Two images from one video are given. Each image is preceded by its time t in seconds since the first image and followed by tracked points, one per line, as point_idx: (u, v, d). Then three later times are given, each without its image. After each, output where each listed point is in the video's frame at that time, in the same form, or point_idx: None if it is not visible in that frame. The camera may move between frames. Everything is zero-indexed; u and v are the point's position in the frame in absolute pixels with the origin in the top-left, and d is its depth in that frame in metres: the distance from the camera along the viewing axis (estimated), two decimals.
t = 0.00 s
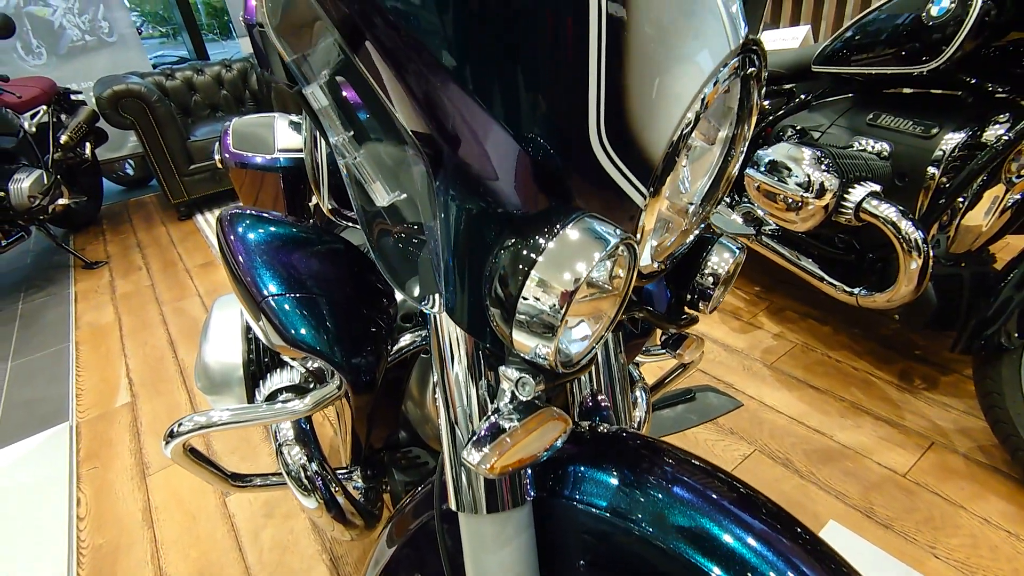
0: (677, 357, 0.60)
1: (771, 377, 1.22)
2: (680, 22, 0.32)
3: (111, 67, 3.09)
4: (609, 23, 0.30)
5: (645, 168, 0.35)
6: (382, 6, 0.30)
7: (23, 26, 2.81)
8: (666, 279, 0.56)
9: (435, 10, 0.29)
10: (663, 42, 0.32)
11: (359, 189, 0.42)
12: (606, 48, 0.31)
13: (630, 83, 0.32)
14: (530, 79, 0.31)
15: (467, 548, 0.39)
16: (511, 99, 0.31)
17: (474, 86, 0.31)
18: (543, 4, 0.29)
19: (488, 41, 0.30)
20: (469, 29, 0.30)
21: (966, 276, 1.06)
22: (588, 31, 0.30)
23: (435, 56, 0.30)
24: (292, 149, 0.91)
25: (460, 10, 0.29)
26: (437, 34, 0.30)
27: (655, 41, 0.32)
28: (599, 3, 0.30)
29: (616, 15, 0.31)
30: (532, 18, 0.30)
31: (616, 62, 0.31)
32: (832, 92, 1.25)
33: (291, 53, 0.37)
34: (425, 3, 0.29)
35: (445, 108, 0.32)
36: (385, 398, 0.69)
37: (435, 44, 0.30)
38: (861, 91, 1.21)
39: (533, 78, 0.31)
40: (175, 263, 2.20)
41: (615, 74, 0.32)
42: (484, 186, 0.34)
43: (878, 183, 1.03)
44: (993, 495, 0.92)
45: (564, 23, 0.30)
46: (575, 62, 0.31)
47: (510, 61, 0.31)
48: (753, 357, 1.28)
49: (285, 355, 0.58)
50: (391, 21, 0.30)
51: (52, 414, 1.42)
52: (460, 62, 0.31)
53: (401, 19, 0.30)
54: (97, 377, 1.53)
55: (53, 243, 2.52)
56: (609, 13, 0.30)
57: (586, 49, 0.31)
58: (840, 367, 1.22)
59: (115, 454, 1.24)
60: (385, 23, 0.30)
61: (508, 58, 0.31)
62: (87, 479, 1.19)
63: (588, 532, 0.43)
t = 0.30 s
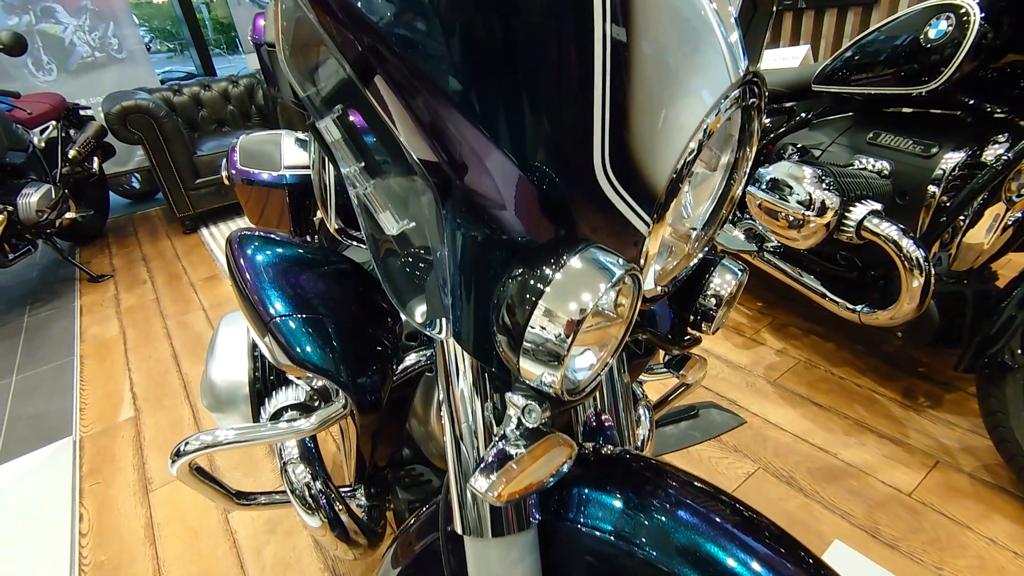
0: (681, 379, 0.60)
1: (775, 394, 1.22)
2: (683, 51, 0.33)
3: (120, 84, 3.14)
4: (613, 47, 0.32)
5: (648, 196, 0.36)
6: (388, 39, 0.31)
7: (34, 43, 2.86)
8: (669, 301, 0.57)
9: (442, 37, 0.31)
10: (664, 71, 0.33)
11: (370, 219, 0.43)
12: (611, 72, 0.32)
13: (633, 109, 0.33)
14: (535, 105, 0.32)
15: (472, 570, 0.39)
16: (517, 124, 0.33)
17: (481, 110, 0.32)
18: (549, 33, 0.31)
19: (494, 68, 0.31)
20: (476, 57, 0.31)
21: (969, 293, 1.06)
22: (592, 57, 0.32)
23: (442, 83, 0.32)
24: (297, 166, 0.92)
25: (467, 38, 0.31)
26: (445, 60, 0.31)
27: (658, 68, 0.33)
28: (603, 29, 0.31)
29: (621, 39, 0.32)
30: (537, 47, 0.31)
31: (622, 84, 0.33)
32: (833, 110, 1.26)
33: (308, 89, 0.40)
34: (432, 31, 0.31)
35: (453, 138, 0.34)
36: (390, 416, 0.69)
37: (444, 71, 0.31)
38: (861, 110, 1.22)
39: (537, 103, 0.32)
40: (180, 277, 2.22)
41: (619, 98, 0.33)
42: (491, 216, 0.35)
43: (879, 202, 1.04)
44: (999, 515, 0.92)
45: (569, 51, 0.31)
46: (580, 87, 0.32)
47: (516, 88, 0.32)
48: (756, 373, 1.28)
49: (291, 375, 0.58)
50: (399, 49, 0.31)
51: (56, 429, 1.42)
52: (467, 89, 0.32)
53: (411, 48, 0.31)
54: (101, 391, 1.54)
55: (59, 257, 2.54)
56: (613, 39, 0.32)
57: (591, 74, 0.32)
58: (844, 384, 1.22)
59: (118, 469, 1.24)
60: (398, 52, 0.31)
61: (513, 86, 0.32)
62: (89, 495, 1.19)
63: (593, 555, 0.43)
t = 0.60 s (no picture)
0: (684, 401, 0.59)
1: (778, 411, 1.21)
2: (683, 78, 0.34)
3: (129, 99, 3.18)
4: (616, 70, 0.33)
5: (651, 226, 0.37)
6: (394, 72, 0.33)
7: (45, 60, 2.91)
8: (671, 324, 0.57)
9: (448, 65, 0.32)
10: (665, 98, 0.34)
11: (376, 248, 0.44)
12: (613, 96, 0.33)
13: (636, 137, 0.34)
14: (538, 130, 0.33)
15: None
16: (520, 149, 0.34)
17: (485, 133, 0.33)
18: (552, 61, 0.32)
19: (498, 95, 0.33)
20: (481, 84, 0.32)
21: (972, 311, 1.06)
22: (595, 82, 0.33)
23: (447, 108, 0.33)
24: (303, 183, 0.93)
25: (471, 66, 0.32)
26: (451, 86, 0.33)
27: (660, 95, 0.34)
28: (604, 54, 0.32)
29: (622, 61, 0.33)
30: (540, 78, 0.32)
31: (623, 107, 0.34)
32: (834, 128, 1.27)
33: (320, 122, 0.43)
34: (438, 60, 0.32)
35: (457, 168, 0.35)
36: (394, 436, 0.69)
37: (450, 97, 0.33)
38: (861, 128, 1.23)
39: (542, 126, 0.33)
40: (185, 291, 2.23)
41: (622, 122, 0.34)
42: (495, 247, 0.37)
43: (881, 221, 1.04)
44: (1007, 536, 0.91)
45: (572, 78, 0.33)
46: (583, 111, 0.33)
47: (520, 115, 0.33)
48: (759, 390, 1.28)
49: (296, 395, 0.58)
50: (405, 79, 0.33)
51: (59, 443, 1.42)
52: (471, 114, 0.33)
53: (418, 77, 0.33)
54: (105, 405, 1.54)
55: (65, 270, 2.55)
56: (616, 66, 0.33)
57: (596, 99, 0.33)
58: (848, 401, 1.22)
59: (121, 485, 1.25)
60: (406, 80, 0.33)
61: (516, 113, 0.33)
62: (92, 511, 1.19)
63: None
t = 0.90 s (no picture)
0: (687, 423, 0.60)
1: (782, 430, 1.21)
2: (681, 107, 0.36)
3: (137, 115, 3.22)
4: (615, 94, 0.34)
5: (652, 256, 0.37)
6: (395, 102, 0.34)
7: (55, 76, 2.96)
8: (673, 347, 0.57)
9: (450, 92, 0.34)
10: (664, 121, 0.35)
11: (380, 278, 0.45)
12: (614, 123, 0.35)
13: (635, 165, 0.35)
14: (540, 152, 0.35)
15: None
16: (521, 173, 0.36)
17: (486, 158, 0.35)
18: (553, 90, 0.34)
19: (499, 121, 0.34)
20: (483, 110, 0.34)
21: (977, 330, 1.05)
22: (595, 108, 0.34)
23: (449, 135, 0.34)
24: (308, 201, 0.94)
25: (475, 93, 0.34)
26: (453, 114, 0.34)
27: (658, 122, 0.35)
28: (604, 79, 0.34)
29: (622, 84, 0.35)
30: (541, 106, 0.34)
31: (623, 133, 0.35)
32: (835, 146, 1.28)
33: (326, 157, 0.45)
34: (440, 89, 0.34)
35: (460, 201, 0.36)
36: (396, 456, 0.69)
37: (453, 123, 0.34)
38: (862, 146, 1.24)
39: (543, 149, 0.35)
40: (189, 304, 2.24)
41: (622, 149, 0.35)
42: (495, 277, 0.39)
43: (883, 239, 1.05)
44: (1016, 560, 0.90)
45: (572, 106, 0.34)
46: (583, 137, 0.35)
47: (523, 140, 0.35)
48: (763, 409, 1.27)
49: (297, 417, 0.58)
50: (406, 107, 0.34)
51: (61, 459, 1.42)
52: (473, 138, 0.35)
53: (422, 104, 0.34)
54: (107, 421, 1.54)
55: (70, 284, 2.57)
56: (616, 92, 0.34)
57: (595, 125, 0.35)
58: (852, 420, 1.21)
59: (122, 501, 1.24)
60: (408, 107, 0.34)
61: (517, 140, 0.35)
62: (92, 528, 1.18)
63: None
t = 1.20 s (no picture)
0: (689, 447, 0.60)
1: (786, 448, 1.20)
2: (680, 134, 0.36)
3: (144, 130, 3.26)
4: (615, 118, 0.35)
5: (652, 291, 0.38)
6: (397, 131, 0.35)
7: (64, 93, 3.00)
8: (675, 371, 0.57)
9: (450, 117, 0.34)
10: (664, 148, 0.36)
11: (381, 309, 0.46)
12: (614, 149, 0.35)
13: (636, 190, 0.36)
14: (540, 175, 0.35)
15: None
16: (522, 197, 0.36)
17: (486, 182, 0.36)
18: (553, 117, 0.34)
19: (500, 147, 0.35)
20: (483, 136, 0.34)
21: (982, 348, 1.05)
22: (595, 134, 0.35)
23: (450, 159, 0.35)
24: (312, 218, 0.94)
25: (475, 119, 0.34)
26: (454, 140, 0.35)
27: (658, 148, 0.36)
28: (604, 103, 0.34)
29: (621, 108, 0.35)
30: (542, 132, 0.35)
31: (624, 158, 0.35)
32: (838, 164, 1.27)
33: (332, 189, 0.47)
34: (441, 117, 0.34)
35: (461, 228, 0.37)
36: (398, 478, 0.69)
37: (454, 149, 0.35)
38: (864, 164, 1.24)
39: (543, 173, 0.35)
40: (192, 318, 2.25)
41: (623, 177, 0.35)
42: (495, 308, 0.39)
43: (885, 257, 1.05)
44: None
45: (572, 132, 0.35)
46: (584, 161, 0.35)
47: (523, 164, 0.35)
48: (768, 427, 1.26)
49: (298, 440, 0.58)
50: (407, 135, 0.35)
51: (63, 475, 1.42)
52: (473, 163, 0.35)
53: (423, 132, 0.35)
54: (110, 436, 1.54)
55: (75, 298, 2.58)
56: (615, 119, 0.35)
57: (595, 150, 0.35)
58: (858, 438, 1.20)
59: (123, 519, 1.24)
60: (409, 135, 0.35)
61: (517, 165, 0.35)
62: (92, 546, 1.17)
63: None
